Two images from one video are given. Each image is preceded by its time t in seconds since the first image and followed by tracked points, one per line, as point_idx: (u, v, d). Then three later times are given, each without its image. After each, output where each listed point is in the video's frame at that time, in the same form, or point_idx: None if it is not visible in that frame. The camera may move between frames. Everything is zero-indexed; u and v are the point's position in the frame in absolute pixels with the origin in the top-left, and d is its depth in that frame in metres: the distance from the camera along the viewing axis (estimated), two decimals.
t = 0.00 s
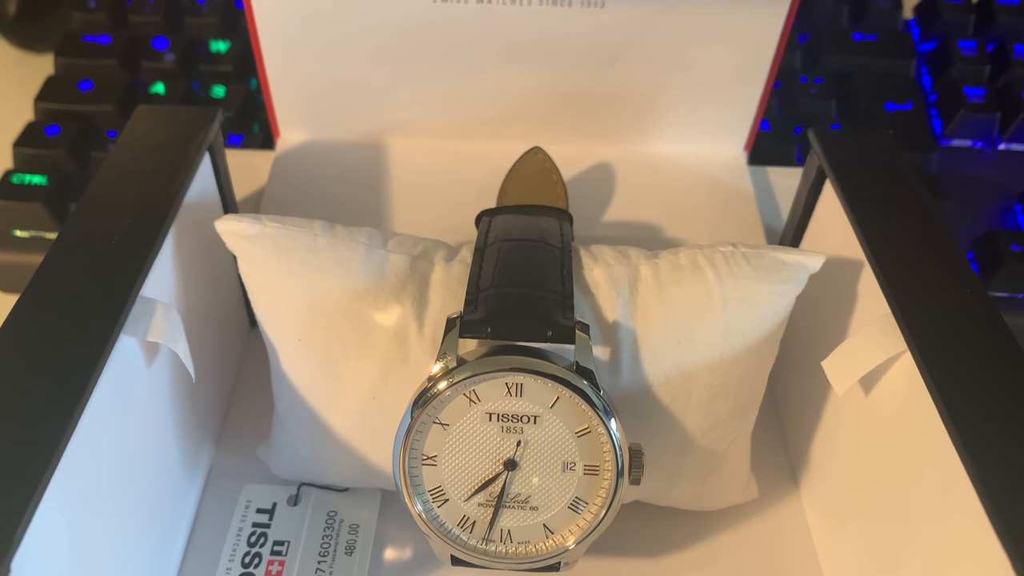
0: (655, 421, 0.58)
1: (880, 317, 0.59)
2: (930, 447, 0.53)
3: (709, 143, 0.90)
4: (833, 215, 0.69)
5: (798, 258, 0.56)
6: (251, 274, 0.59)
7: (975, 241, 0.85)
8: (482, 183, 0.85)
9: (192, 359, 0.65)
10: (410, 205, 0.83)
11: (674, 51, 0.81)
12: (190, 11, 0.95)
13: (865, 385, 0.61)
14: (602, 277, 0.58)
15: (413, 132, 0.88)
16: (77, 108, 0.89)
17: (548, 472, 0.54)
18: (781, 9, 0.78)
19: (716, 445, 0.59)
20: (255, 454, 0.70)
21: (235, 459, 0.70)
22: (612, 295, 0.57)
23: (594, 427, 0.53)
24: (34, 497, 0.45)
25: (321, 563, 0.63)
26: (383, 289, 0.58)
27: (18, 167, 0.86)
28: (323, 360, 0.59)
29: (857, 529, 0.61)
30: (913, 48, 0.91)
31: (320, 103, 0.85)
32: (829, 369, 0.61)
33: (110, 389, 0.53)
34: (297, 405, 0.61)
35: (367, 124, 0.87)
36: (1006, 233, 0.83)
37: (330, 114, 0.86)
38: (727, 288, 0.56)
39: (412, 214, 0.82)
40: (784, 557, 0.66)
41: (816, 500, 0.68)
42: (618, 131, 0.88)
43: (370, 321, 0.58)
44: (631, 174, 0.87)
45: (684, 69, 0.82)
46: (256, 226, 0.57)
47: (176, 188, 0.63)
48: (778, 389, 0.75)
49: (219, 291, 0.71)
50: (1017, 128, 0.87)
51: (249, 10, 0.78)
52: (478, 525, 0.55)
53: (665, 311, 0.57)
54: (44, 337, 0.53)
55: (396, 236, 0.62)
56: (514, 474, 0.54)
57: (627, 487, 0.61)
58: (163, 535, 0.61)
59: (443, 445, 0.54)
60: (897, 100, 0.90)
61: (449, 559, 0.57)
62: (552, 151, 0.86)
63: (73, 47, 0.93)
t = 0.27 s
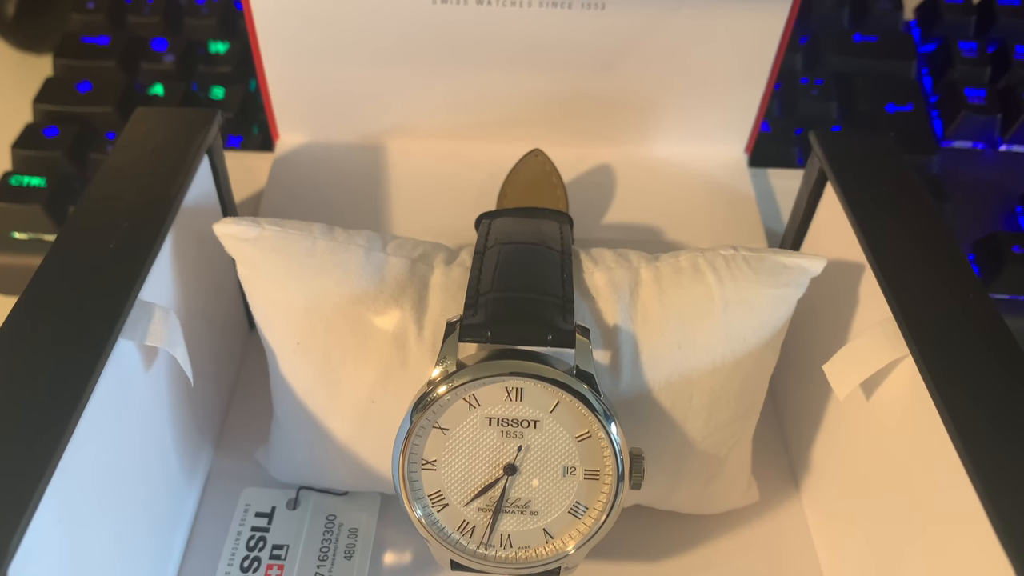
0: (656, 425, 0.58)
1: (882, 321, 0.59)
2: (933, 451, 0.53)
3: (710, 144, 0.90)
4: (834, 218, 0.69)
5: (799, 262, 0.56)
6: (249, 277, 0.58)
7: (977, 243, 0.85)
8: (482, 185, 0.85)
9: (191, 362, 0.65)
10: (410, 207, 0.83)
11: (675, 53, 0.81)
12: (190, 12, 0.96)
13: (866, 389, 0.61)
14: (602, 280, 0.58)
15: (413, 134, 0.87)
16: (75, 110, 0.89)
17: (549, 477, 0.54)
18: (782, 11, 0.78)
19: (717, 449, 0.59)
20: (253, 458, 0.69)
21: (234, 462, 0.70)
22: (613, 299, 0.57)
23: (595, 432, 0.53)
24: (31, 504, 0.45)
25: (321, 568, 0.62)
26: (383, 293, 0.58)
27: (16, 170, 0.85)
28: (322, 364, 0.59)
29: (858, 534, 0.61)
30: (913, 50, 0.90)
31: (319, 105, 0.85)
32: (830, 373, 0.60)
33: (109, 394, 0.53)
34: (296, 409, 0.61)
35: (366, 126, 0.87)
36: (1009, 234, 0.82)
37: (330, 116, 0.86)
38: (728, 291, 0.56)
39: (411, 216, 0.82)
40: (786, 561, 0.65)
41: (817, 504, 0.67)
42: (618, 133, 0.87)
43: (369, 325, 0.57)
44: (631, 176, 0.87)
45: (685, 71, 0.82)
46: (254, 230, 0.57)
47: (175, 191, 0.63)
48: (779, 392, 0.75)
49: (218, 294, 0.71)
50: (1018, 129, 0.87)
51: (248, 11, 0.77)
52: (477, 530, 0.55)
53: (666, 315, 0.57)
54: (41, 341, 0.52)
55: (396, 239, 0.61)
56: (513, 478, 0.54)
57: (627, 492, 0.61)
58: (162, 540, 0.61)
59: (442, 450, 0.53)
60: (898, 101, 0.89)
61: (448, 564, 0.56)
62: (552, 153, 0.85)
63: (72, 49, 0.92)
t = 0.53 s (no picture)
0: (657, 429, 0.57)
1: (884, 324, 0.59)
2: (935, 456, 0.52)
3: (711, 146, 0.89)
4: (835, 221, 0.68)
5: (801, 265, 0.56)
6: (248, 281, 0.58)
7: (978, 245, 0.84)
8: (482, 187, 0.84)
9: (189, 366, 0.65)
10: (410, 209, 0.82)
11: (675, 55, 0.80)
12: (189, 13, 0.96)
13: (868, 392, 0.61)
14: (603, 283, 0.58)
15: (412, 135, 0.87)
16: (75, 111, 0.88)
17: (549, 482, 0.54)
18: (782, 13, 0.77)
19: (719, 453, 0.59)
20: (253, 461, 0.69)
21: (233, 465, 0.70)
22: (613, 302, 0.57)
23: (595, 436, 0.53)
24: (29, 509, 0.44)
25: (320, 572, 0.62)
26: (382, 296, 0.57)
27: (15, 171, 0.85)
28: (321, 367, 0.58)
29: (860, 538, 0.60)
30: (914, 51, 0.90)
31: (319, 107, 0.85)
32: (832, 377, 0.60)
33: (107, 398, 0.53)
34: (295, 413, 0.60)
35: (366, 128, 0.87)
36: (1010, 237, 0.82)
37: (329, 118, 0.86)
38: (729, 294, 0.56)
39: (411, 218, 0.82)
40: (787, 565, 0.65)
41: (818, 507, 0.67)
42: (619, 134, 0.87)
43: (369, 329, 0.57)
44: (631, 177, 0.86)
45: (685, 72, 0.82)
46: (253, 232, 0.57)
47: (173, 193, 0.62)
48: (780, 395, 0.75)
49: (217, 297, 0.71)
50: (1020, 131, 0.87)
51: (248, 16, 0.77)
52: (477, 534, 0.54)
53: (666, 318, 0.56)
54: (39, 344, 0.52)
55: (395, 241, 0.61)
56: (514, 483, 0.54)
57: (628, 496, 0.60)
58: (160, 543, 0.61)
59: (442, 454, 0.53)
60: (899, 103, 0.89)
61: (448, 569, 0.56)
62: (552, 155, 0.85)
63: (71, 50, 0.92)
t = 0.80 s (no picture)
0: (657, 436, 0.57)
1: (887, 330, 0.58)
2: (938, 463, 0.52)
3: (711, 149, 0.89)
4: (837, 225, 0.68)
5: (803, 270, 0.55)
6: (247, 286, 0.58)
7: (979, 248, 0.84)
8: (482, 190, 0.84)
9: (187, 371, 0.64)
10: (409, 213, 0.82)
11: (676, 58, 0.80)
12: (187, 15, 0.95)
13: (870, 399, 0.60)
14: (604, 289, 0.57)
15: (412, 138, 0.87)
16: (73, 114, 0.88)
17: (549, 489, 0.53)
18: (785, 16, 0.77)
19: (720, 460, 0.58)
20: (251, 467, 0.69)
21: (231, 471, 0.69)
22: (614, 308, 0.56)
23: (596, 444, 0.52)
24: (24, 518, 0.44)
25: None
26: (381, 302, 0.57)
27: (12, 174, 0.84)
28: (320, 374, 0.58)
29: (862, 545, 0.60)
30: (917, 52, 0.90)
31: (318, 109, 0.84)
32: (834, 383, 0.60)
33: (103, 405, 0.52)
34: (294, 419, 0.60)
35: (365, 131, 0.86)
36: (1012, 240, 0.82)
37: (329, 121, 0.85)
38: (731, 300, 0.56)
39: (411, 222, 0.81)
40: (788, 572, 0.65)
41: (819, 514, 0.67)
42: (620, 137, 0.87)
43: (368, 335, 0.57)
44: (632, 181, 0.86)
45: (686, 75, 0.81)
46: (252, 237, 0.57)
47: (171, 197, 0.62)
48: (782, 400, 0.74)
49: (215, 302, 0.70)
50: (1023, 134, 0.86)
51: (247, 20, 0.77)
52: (477, 542, 0.54)
53: (668, 324, 0.56)
54: (34, 351, 0.52)
55: (395, 246, 0.61)
56: (514, 491, 0.53)
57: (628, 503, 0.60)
58: (158, 550, 0.60)
59: (441, 461, 0.53)
60: (901, 105, 0.89)
61: None
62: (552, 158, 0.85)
63: (69, 52, 0.91)
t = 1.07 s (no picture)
0: (660, 448, 0.56)
1: (892, 341, 0.58)
2: (944, 477, 0.51)
3: (713, 154, 0.88)
4: (841, 233, 0.67)
5: (807, 280, 0.55)
6: (244, 296, 0.57)
7: (983, 253, 0.83)
8: (482, 195, 0.83)
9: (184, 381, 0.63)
10: (408, 219, 0.81)
11: (678, 62, 0.79)
12: (185, 20, 0.95)
13: (875, 409, 0.60)
14: (605, 298, 0.57)
15: (411, 144, 0.86)
16: (70, 118, 0.87)
17: (551, 503, 0.53)
18: (789, 20, 0.76)
19: (723, 472, 0.58)
20: (248, 476, 0.68)
21: (229, 481, 0.69)
22: (616, 318, 0.56)
23: (598, 457, 0.51)
24: (16, 535, 0.43)
25: None
26: (380, 312, 0.56)
27: (8, 179, 0.83)
28: (318, 385, 0.57)
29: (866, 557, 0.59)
30: (920, 56, 0.89)
31: (317, 114, 0.83)
32: (838, 394, 0.59)
33: (98, 417, 0.52)
34: (292, 430, 0.59)
35: (364, 136, 0.86)
36: (1017, 246, 0.81)
37: (328, 126, 0.85)
38: (734, 311, 0.55)
39: (410, 228, 0.80)
40: None
41: (823, 524, 0.66)
42: (621, 143, 0.86)
43: (367, 346, 0.56)
44: (633, 187, 0.85)
45: (688, 80, 0.81)
46: (249, 247, 0.56)
47: (168, 205, 0.61)
48: (784, 409, 0.74)
49: (212, 310, 0.69)
50: None
51: (243, 17, 0.76)
52: (477, 556, 0.54)
53: (670, 335, 0.55)
54: (27, 362, 0.51)
55: (394, 254, 0.60)
56: (514, 504, 0.53)
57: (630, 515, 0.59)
58: (153, 563, 0.60)
59: (441, 475, 0.52)
60: (904, 110, 0.87)
61: None
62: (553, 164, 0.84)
63: (66, 56, 0.91)
